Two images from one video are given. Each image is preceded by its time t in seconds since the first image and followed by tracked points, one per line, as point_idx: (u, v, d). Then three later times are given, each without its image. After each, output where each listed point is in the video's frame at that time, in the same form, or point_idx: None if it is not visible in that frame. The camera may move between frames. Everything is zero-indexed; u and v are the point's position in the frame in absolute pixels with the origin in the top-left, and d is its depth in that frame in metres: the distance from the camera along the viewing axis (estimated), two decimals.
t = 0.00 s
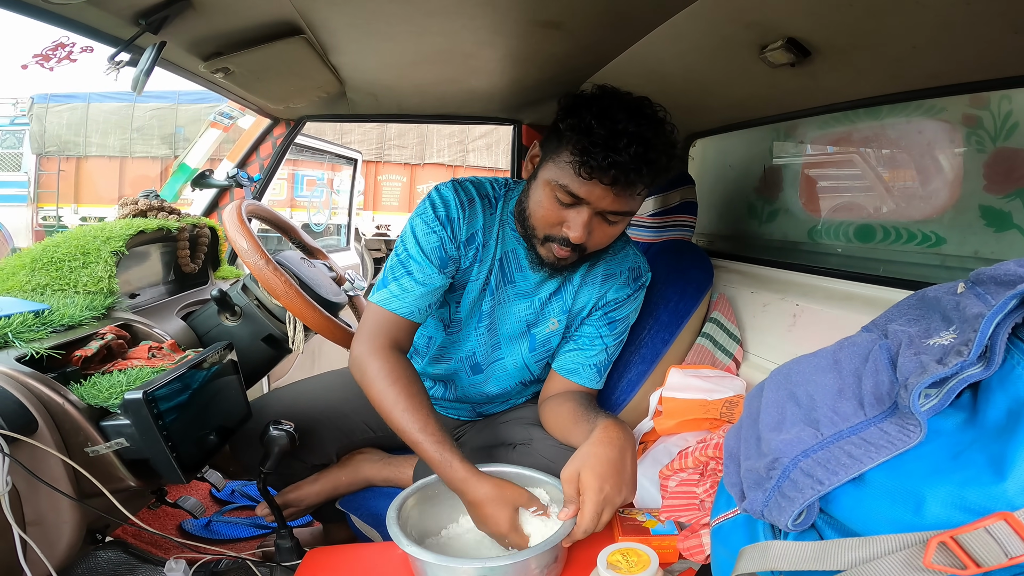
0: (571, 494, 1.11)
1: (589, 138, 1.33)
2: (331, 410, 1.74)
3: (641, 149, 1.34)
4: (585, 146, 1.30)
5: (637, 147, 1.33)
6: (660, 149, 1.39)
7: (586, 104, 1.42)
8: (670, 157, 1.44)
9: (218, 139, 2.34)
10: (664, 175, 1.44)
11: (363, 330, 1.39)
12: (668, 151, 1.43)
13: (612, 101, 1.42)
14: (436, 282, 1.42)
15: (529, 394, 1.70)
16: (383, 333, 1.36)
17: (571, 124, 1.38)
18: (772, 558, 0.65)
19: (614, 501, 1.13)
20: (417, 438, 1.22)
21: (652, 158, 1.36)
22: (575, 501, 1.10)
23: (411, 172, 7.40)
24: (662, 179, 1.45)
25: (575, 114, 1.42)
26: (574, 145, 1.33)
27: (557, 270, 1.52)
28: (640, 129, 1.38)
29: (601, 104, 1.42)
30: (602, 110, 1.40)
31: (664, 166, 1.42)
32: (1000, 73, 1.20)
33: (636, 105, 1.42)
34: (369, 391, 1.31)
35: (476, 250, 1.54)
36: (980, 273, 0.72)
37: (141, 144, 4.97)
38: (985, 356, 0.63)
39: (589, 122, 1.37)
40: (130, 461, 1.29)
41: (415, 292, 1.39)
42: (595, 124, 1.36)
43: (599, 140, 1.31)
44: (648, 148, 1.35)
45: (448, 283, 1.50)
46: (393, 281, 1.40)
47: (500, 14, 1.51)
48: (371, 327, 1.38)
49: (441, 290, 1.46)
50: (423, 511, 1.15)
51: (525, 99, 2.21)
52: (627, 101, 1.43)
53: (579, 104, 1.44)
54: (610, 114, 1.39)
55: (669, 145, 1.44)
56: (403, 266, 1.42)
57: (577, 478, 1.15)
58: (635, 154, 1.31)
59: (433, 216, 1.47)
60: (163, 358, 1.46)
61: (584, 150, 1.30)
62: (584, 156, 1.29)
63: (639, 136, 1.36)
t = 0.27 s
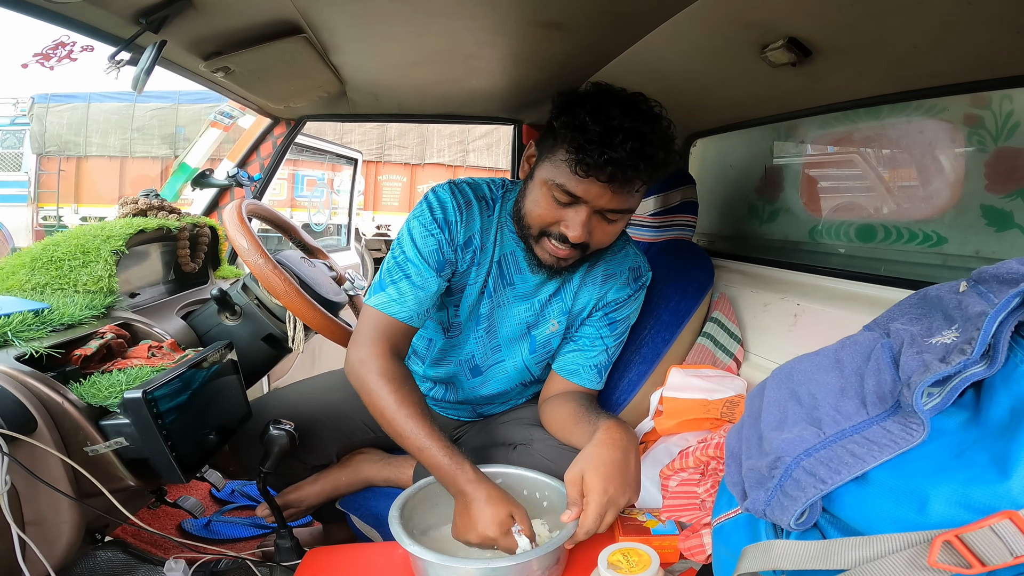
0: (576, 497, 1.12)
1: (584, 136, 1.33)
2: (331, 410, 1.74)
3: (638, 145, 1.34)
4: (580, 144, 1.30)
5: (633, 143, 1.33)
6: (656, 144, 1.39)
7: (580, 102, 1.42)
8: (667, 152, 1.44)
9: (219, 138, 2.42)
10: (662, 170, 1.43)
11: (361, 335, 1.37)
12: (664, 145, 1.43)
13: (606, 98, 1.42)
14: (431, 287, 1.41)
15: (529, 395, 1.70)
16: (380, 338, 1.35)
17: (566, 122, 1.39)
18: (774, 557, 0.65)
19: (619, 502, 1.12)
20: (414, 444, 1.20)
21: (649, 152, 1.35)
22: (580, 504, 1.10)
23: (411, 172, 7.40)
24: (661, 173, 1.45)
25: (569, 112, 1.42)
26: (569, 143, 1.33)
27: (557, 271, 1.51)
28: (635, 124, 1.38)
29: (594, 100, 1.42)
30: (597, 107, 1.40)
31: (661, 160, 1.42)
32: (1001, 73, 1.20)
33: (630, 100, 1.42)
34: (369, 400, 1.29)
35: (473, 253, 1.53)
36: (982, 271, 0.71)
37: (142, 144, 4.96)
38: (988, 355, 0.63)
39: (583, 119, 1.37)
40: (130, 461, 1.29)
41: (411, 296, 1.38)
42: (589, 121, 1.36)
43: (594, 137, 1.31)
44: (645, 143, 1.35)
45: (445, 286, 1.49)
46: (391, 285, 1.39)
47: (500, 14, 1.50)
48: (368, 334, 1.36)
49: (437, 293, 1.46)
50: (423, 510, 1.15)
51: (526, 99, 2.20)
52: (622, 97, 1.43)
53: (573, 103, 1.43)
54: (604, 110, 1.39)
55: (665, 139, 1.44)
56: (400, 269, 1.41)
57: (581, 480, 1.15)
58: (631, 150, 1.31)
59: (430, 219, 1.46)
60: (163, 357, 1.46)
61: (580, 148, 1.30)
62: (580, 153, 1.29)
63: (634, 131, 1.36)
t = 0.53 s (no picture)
0: (572, 496, 1.11)
1: (581, 135, 1.32)
2: (330, 410, 1.73)
3: (635, 146, 1.33)
4: (576, 144, 1.30)
5: (630, 144, 1.33)
6: (654, 146, 1.39)
7: (579, 102, 1.42)
8: (665, 153, 1.44)
9: (220, 138, 2.39)
10: (659, 172, 1.42)
11: (360, 332, 1.35)
12: (663, 147, 1.43)
13: (606, 98, 1.41)
14: (433, 285, 1.41)
15: (529, 395, 1.70)
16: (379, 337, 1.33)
17: (563, 121, 1.39)
18: (774, 558, 0.65)
19: (615, 502, 1.12)
20: (408, 443, 1.19)
21: (646, 155, 1.35)
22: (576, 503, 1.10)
23: (411, 172, 7.40)
24: (657, 176, 1.44)
25: (567, 112, 1.41)
26: (565, 143, 1.33)
27: (553, 273, 1.51)
28: (633, 125, 1.37)
29: (593, 101, 1.41)
30: (596, 107, 1.40)
31: (660, 162, 1.41)
32: (1002, 72, 1.19)
33: (630, 102, 1.42)
34: (366, 400, 1.28)
35: (473, 255, 1.53)
36: (983, 271, 0.71)
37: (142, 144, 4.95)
38: (988, 355, 0.63)
39: (581, 119, 1.37)
40: (128, 461, 1.29)
41: (414, 294, 1.37)
42: (586, 122, 1.36)
43: (591, 137, 1.31)
44: (642, 145, 1.35)
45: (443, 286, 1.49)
46: (392, 282, 1.37)
47: (500, 13, 1.50)
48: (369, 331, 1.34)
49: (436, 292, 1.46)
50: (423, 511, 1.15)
51: (526, 99, 2.20)
52: (622, 98, 1.43)
53: (572, 102, 1.43)
54: (603, 110, 1.39)
55: (665, 141, 1.44)
56: (400, 267, 1.39)
57: (578, 479, 1.14)
58: (628, 151, 1.31)
59: (432, 218, 1.46)
60: (161, 357, 1.46)
61: (576, 148, 1.30)
62: (576, 153, 1.29)
63: (632, 132, 1.36)
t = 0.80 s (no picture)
0: (568, 501, 1.10)
1: (583, 133, 1.32)
2: (329, 410, 1.73)
3: (636, 145, 1.33)
4: (579, 141, 1.30)
5: (632, 142, 1.33)
6: (655, 145, 1.39)
7: (582, 100, 1.42)
8: (666, 153, 1.44)
9: (221, 138, 2.39)
10: (660, 170, 1.43)
11: (356, 324, 1.34)
12: (664, 148, 1.43)
13: (609, 97, 1.41)
14: (433, 279, 1.42)
15: (529, 395, 1.69)
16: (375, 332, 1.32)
17: (566, 118, 1.38)
18: (771, 561, 0.65)
19: (610, 507, 1.12)
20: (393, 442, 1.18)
21: (647, 154, 1.35)
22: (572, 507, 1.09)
23: (411, 172, 7.41)
24: (658, 175, 1.44)
25: (570, 109, 1.41)
26: (568, 140, 1.33)
27: (552, 269, 1.51)
28: (635, 123, 1.38)
29: (596, 99, 1.41)
30: (598, 106, 1.40)
31: (660, 162, 1.42)
32: (1002, 73, 1.19)
33: (632, 101, 1.42)
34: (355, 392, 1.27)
35: (475, 251, 1.54)
36: (981, 273, 0.71)
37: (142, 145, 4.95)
38: (986, 357, 0.63)
39: (583, 117, 1.37)
40: (127, 461, 1.29)
41: (416, 285, 1.38)
42: (589, 119, 1.36)
43: (593, 135, 1.31)
44: (644, 143, 1.35)
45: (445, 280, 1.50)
46: (394, 273, 1.38)
47: (500, 13, 1.50)
48: (365, 324, 1.33)
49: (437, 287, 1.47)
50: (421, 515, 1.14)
51: (526, 99, 2.20)
52: (624, 97, 1.43)
53: (575, 101, 1.43)
54: (605, 109, 1.39)
55: (666, 142, 1.44)
56: (403, 257, 1.41)
57: (573, 483, 1.13)
58: (630, 149, 1.31)
59: (436, 211, 1.47)
60: (161, 357, 1.46)
61: (578, 145, 1.30)
62: (578, 150, 1.29)
63: (633, 131, 1.36)
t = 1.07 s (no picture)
0: (567, 503, 1.09)
1: (591, 131, 1.33)
2: (330, 411, 1.73)
3: (644, 142, 1.34)
4: (588, 139, 1.31)
5: (639, 140, 1.33)
6: (661, 142, 1.39)
7: (588, 98, 1.42)
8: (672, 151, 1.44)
9: (221, 138, 2.37)
10: (667, 168, 1.43)
11: (350, 318, 1.37)
12: (669, 146, 1.44)
13: (613, 95, 1.41)
14: (428, 275, 1.42)
15: (530, 395, 1.68)
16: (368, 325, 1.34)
17: (573, 117, 1.38)
18: (771, 562, 0.65)
19: (609, 510, 1.12)
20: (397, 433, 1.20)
21: (655, 151, 1.35)
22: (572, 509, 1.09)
23: (412, 172, 7.41)
24: (664, 173, 1.45)
25: (577, 108, 1.41)
26: (576, 138, 1.33)
27: (558, 267, 1.51)
28: (641, 122, 1.38)
29: (602, 97, 1.41)
30: (604, 104, 1.40)
31: (666, 159, 1.42)
32: (1002, 74, 1.19)
33: (637, 99, 1.42)
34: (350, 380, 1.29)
35: (475, 246, 1.54)
36: (982, 275, 0.71)
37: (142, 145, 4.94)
38: (987, 359, 0.63)
39: (591, 115, 1.37)
40: (128, 462, 1.29)
41: (408, 281, 1.38)
42: (597, 117, 1.36)
43: (602, 133, 1.32)
44: (651, 141, 1.35)
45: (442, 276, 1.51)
46: (388, 269, 1.39)
47: (500, 14, 1.50)
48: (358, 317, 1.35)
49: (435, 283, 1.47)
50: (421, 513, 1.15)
51: (526, 100, 2.20)
52: (628, 95, 1.43)
53: (581, 99, 1.43)
54: (611, 107, 1.39)
55: (671, 140, 1.45)
56: (398, 254, 1.41)
57: (573, 485, 1.12)
58: (638, 147, 1.32)
59: (434, 207, 1.48)
60: (161, 358, 1.46)
61: (587, 143, 1.30)
62: (587, 148, 1.29)
63: (641, 129, 1.36)
